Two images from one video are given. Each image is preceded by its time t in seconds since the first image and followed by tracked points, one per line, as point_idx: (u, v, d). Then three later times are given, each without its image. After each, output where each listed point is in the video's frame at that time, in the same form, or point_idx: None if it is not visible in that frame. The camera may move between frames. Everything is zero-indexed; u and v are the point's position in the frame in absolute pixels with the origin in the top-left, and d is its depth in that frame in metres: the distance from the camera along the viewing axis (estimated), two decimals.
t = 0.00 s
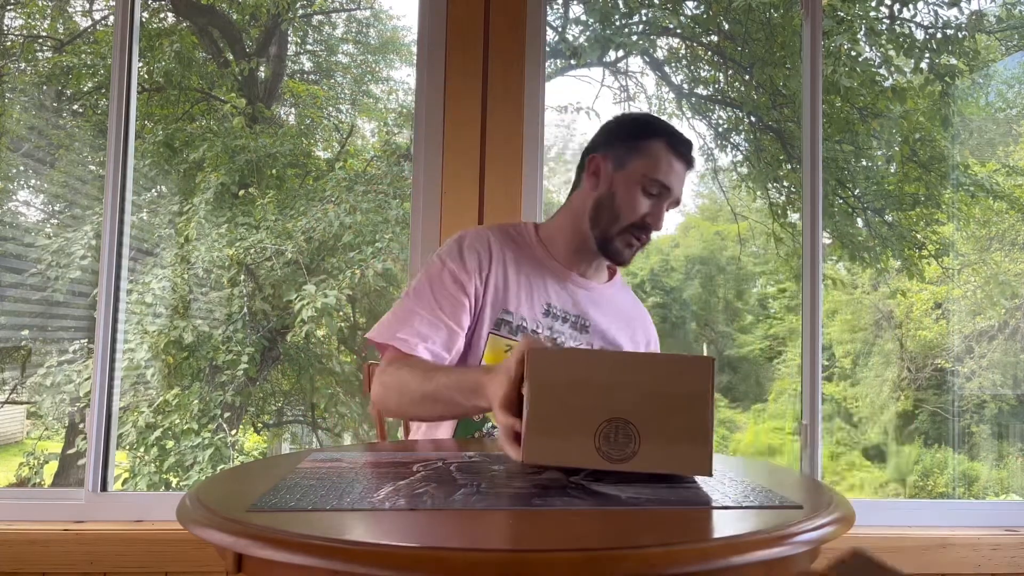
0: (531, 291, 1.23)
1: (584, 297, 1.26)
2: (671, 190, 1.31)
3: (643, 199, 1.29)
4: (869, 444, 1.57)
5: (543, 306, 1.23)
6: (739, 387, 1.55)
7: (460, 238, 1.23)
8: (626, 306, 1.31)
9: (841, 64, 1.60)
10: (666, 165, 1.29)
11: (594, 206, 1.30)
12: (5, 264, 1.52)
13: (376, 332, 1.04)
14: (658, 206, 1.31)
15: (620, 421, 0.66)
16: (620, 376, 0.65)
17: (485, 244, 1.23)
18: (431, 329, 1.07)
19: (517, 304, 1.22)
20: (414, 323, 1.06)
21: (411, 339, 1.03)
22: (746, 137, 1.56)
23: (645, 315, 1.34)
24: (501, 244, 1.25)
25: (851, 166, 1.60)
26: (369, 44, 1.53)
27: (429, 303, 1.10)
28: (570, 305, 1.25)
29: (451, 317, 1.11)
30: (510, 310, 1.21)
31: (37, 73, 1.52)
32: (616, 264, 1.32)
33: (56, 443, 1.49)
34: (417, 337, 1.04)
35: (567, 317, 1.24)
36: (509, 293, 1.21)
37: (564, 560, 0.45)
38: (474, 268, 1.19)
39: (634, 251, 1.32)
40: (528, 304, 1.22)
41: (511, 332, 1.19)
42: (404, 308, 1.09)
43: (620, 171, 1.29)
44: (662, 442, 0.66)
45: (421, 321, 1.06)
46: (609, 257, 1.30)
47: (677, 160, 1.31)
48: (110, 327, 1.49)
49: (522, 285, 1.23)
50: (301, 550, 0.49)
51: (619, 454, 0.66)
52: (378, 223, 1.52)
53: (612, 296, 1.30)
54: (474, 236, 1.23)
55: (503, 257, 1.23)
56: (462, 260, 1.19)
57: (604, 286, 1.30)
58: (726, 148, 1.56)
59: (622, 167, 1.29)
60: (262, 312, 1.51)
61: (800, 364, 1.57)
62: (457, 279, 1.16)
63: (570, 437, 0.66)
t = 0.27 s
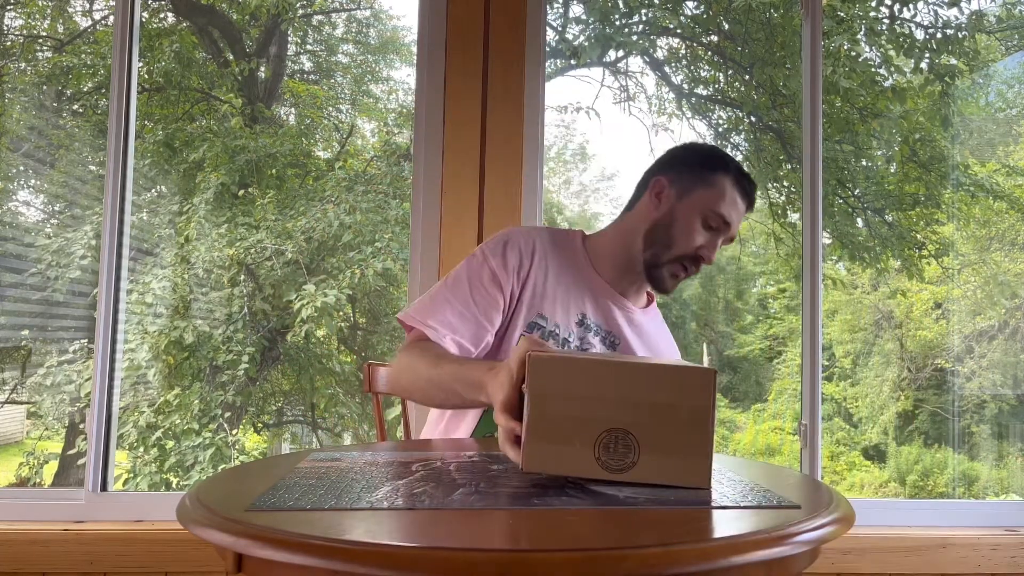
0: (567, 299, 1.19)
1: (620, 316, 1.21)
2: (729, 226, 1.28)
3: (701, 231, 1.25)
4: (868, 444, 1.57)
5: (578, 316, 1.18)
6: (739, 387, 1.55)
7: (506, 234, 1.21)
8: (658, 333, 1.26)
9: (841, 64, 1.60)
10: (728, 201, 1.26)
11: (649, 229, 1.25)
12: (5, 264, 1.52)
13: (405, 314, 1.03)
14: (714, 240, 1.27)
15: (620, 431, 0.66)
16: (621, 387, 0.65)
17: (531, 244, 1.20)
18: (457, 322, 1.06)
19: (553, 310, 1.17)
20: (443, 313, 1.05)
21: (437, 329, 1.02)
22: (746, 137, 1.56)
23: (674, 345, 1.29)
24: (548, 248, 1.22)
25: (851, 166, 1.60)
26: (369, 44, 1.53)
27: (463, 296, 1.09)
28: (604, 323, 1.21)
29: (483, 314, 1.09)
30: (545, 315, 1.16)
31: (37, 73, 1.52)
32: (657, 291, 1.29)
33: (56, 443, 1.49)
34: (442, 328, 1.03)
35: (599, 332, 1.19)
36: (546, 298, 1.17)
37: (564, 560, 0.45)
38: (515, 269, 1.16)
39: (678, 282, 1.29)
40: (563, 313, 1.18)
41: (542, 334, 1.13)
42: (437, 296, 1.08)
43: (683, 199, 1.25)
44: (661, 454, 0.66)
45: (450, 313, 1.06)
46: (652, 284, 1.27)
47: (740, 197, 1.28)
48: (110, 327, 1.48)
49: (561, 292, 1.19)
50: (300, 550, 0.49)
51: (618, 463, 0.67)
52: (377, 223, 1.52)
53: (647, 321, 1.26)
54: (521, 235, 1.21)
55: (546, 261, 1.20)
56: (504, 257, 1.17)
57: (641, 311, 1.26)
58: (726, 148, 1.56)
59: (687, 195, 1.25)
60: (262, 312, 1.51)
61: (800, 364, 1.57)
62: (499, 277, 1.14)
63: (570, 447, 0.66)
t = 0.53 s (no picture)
0: (590, 306, 1.19)
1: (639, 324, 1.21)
2: (762, 254, 1.25)
3: (733, 257, 1.23)
4: (868, 444, 1.57)
5: (600, 324, 1.19)
6: (739, 387, 1.55)
7: (538, 236, 1.21)
8: (676, 341, 1.26)
9: (841, 64, 1.60)
10: (765, 229, 1.24)
11: (682, 246, 1.24)
12: (5, 264, 1.52)
13: (433, 310, 1.03)
14: (746, 266, 1.25)
15: (620, 431, 0.66)
16: (622, 388, 0.65)
17: (561, 249, 1.20)
18: (483, 321, 1.06)
19: (577, 316, 1.17)
20: (470, 312, 1.05)
21: (463, 326, 1.02)
22: (746, 137, 1.56)
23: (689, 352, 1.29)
24: (577, 254, 1.22)
25: (851, 166, 1.60)
26: (369, 44, 1.53)
27: (491, 295, 1.09)
28: (623, 331, 1.21)
29: (509, 315, 1.10)
30: (568, 321, 1.15)
31: (38, 73, 1.52)
32: (680, 308, 1.28)
33: (56, 443, 1.49)
34: (468, 325, 1.03)
35: (618, 341, 1.19)
36: (572, 303, 1.17)
37: (564, 560, 0.46)
38: (543, 272, 1.16)
39: (702, 301, 1.28)
40: (585, 319, 1.17)
41: (564, 340, 1.13)
42: (462, 294, 1.07)
43: (721, 223, 1.23)
44: (661, 454, 0.66)
45: (476, 312, 1.06)
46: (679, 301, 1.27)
47: (775, 226, 1.26)
48: (110, 328, 1.49)
49: (585, 299, 1.19)
50: (300, 550, 0.49)
51: (618, 463, 0.67)
52: (377, 223, 1.52)
53: (666, 331, 1.25)
54: (551, 238, 1.21)
55: (574, 266, 1.20)
56: (533, 259, 1.17)
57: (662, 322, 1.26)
58: (726, 148, 1.56)
59: (725, 218, 1.22)
60: (262, 312, 1.51)
61: (800, 364, 1.57)
62: (528, 279, 1.14)
63: (570, 447, 0.66)
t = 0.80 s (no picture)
0: (598, 308, 1.19)
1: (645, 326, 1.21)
2: (772, 258, 1.25)
3: (743, 261, 1.23)
4: (868, 444, 1.57)
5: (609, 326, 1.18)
6: (739, 387, 1.55)
7: (547, 237, 1.20)
8: (682, 342, 1.26)
9: (841, 64, 1.60)
10: (775, 233, 1.24)
11: (692, 249, 1.24)
12: (5, 264, 1.52)
13: (442, 311, 1.03)
14: (755, 270, 1.25)
15: (620, 431, 0.66)
16: (621, 388, 0.65)
17: (569, 251, 1.20)
18: (493, 323, 1.06)
19: (586, 318, 1.17)
20: (480, 314, 1.05)
21: (473, 329, 1.02)
22: (746, 137, 1.56)
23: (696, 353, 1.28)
24: (585, 256, 1.22)
25: (851, 166, 1.60)
26: (369, 44, 1.53)
27: (500, 298, 1.09)
28: (631, 333, 1.21)
29: (518, 317, 1.09)
30: (577, 323, 1.15)
31: (38, 73, 1.52)
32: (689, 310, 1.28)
33: (56, 443, 1.49)
34: (478, 328, 1.03)
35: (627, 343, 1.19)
36: (580, 305, 1.17)
37: (564, 560, 0.45)
38: (552, 275, 1.16)
39: (712, 305, 1.28)
40: (594, 321, 1.17)
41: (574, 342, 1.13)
42: (471, 296, 1.07)
43: (731, 227, 1.22)
44: (662, 452, 0.66)
45: (486, 314, 1.05)
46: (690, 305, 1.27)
47: (784, 230, 1.26)
48: (110, 328, 1.49)
49: (593, 301, 1.19)
50: (300, 551, 0.49)
51: (618, 463, 0.67)
52: (377, 223, 1.52)
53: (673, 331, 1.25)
54: (560, 240, 1.21)
55: (583, 268, 1.20)
56: (542, 260, 1.16)
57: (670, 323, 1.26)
58: (726, 148, 1.56)
59: (735, 223, 1.22)
60: (262, 312, 1.51)
61: (800, 364, 1.57)
62: (537, 280, 1.14)
63: (572, 447, 0.66)
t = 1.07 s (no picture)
0: (594, 304, 1.19)
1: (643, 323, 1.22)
2: (756, 235, 1.25)
3: (724, 235, 1.24)
4: (868, 444, 1.57)
5: (604, 322, 1.19)
6: (739, 387, 1.55)
7: (541, 236, 1.20)
8: (680, 341, 1.26)
9: (841, 64, 1.60)
10: (755, 209, 1.24)
11: (673, 230, 1.26)
12: (5, 264, 1.52)
13: (440, 312, 1.02)
14: (738, 246, 1.25)
15: (620, 431, 0.66)
16: (622, 389, 0.65)
17: (563, 248, 1.20)
18: (491, 323, 1.05)
19: (581, 315, 1.17)
20: (478, 314, 1.04)
21: (472, 328, 1.02)
22: (746, 137, 1.56)
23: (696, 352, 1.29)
24: (579, 254, 1.22)
25: (851, 166, 1.60)
26: (369, 44, 1.53)
27: (497, 296, 1.09)
28: (629, 329, 1.21)
29: (515, 316, 1.10)
30: (572, 320, 1.16)
31: (38, 73, 1.52)
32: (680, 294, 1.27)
33: (56, 443, 1.49)
34: (477, 327, 1.03)
35: (624, 339, 1.20)
36: (575, 303, 1.17)
37: (564, 560, 0.45)
38: (546, 273, 1.16)
39: (701, 287, 1.26)
40: (589, 318, 1.18)
41: (569, 339, 1.13)
42: (469, 296, 1.07)
43: (709, 204, 1.25)
44: (663, 452, 0.66)
45: (484, 314, 1.05)
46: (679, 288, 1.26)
47: (767, 208, 1.26)
48: (110, 328, 1.48)
49: (588, 298, 1.19)
50: (300, 551, 0.49)
51: (618, 463, 0.67)
52: (377, 223, 1.52)
53: (670, 328, 1.26)
54: (553, 238, 1.21)
55: (577, 266, 1.20)
56: (537, 259, 1.16)
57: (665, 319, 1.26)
58: (726, 148, 1.56)
59: (712, 200, 1.25)
60: (262, 312, 1.51)
61: (800, 364, 1.57)
62: (533, 279, 1.14)
63: (571, 448, 0.66)
